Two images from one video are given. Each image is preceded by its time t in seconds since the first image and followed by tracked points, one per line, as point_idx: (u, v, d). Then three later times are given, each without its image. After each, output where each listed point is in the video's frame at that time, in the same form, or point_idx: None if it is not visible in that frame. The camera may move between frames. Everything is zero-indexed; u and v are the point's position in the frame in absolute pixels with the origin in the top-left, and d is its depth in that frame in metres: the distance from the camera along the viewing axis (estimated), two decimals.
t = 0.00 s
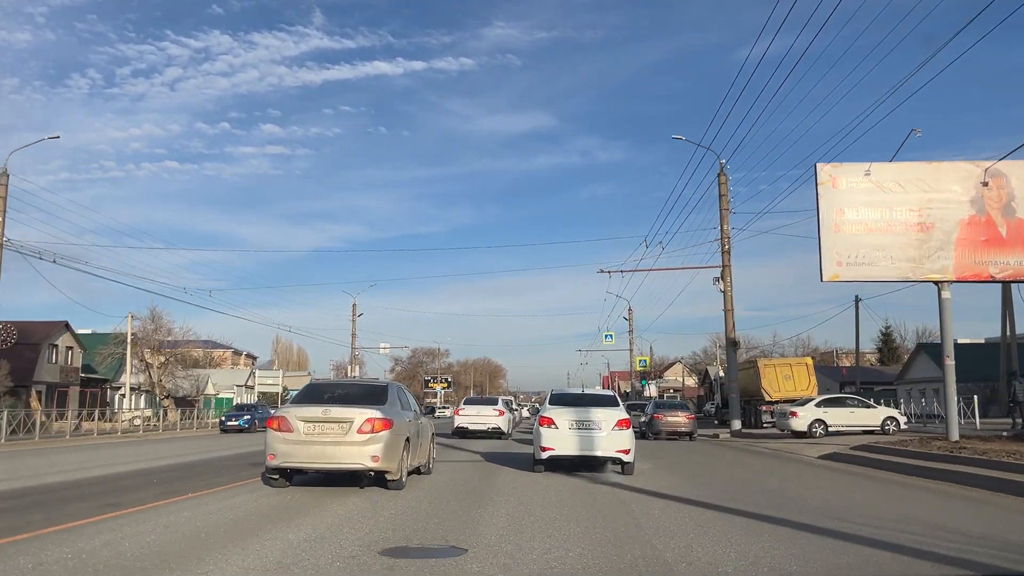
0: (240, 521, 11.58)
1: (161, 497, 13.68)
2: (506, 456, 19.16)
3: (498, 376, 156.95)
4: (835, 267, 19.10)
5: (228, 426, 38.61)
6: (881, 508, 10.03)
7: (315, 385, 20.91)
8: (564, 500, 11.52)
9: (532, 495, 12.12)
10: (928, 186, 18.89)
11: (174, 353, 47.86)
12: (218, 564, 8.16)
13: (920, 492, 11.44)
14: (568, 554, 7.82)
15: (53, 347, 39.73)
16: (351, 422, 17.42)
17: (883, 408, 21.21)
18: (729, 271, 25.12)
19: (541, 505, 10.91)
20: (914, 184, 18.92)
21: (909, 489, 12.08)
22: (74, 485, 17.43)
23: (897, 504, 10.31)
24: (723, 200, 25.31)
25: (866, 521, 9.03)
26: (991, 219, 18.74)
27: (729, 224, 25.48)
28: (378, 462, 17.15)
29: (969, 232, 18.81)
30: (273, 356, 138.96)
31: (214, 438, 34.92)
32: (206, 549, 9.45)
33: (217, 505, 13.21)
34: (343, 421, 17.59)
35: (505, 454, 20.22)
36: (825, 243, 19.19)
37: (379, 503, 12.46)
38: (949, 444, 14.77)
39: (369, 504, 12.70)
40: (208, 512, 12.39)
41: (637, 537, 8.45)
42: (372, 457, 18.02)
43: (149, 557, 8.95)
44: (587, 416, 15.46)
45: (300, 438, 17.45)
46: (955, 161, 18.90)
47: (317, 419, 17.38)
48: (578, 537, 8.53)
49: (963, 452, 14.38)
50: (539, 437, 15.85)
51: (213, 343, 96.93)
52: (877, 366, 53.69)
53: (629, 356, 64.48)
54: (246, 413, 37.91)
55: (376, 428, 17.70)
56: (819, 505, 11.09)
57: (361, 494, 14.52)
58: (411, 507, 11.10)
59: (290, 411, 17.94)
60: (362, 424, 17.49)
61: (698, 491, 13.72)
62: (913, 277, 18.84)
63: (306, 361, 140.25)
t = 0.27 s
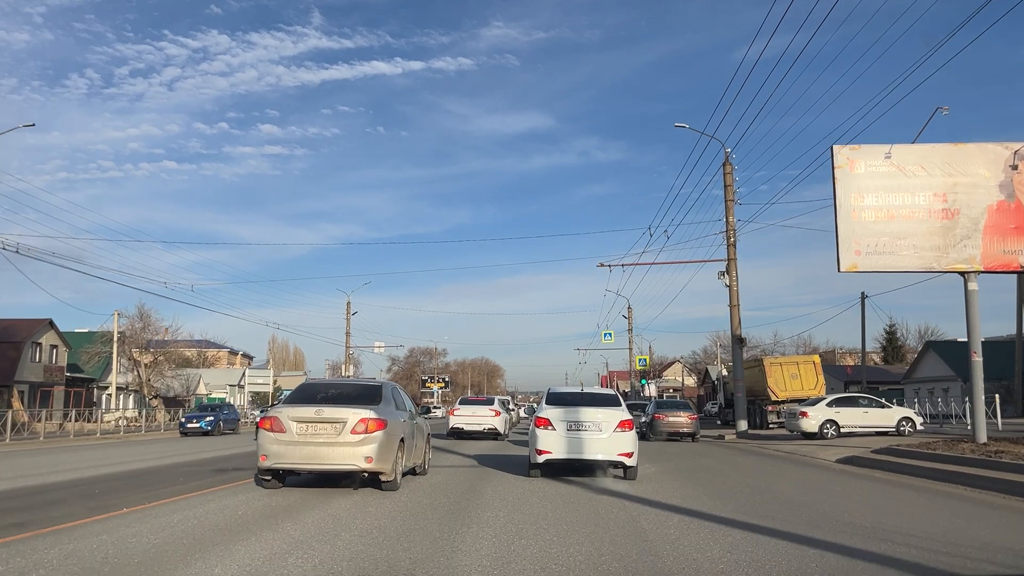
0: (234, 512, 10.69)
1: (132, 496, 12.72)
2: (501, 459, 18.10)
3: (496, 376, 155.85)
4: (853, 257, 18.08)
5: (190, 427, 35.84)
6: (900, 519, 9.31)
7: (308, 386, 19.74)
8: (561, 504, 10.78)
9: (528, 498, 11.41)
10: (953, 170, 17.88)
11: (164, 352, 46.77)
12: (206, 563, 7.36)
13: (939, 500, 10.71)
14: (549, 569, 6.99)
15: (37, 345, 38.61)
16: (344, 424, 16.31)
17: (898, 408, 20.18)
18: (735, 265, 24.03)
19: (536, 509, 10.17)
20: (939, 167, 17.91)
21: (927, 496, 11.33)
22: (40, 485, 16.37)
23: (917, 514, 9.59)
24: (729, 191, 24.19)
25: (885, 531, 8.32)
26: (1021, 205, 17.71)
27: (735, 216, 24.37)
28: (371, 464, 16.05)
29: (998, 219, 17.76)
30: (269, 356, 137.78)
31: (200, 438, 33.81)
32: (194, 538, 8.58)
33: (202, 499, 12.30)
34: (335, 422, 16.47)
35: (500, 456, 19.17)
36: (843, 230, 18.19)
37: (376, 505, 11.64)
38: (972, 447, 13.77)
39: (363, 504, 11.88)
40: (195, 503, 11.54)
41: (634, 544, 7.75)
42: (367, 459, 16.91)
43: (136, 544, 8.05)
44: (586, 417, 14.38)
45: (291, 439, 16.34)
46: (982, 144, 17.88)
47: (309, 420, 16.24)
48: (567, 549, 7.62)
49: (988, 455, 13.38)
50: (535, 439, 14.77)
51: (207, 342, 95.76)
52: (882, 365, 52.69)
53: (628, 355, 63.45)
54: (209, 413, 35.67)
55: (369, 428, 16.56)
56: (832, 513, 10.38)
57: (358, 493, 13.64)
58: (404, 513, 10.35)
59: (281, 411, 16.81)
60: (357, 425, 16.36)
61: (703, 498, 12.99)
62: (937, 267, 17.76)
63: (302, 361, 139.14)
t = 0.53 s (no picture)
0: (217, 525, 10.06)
1: (103, 501, 11.91)
2: (497, 462, 17.15)
3: (494, 376, 154.73)
4: (874, 245, 17.14)
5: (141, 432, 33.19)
6: (916, 544, 8.69)
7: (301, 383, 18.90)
8: (563, 506, 10.27)
9: (528, 500, 10.87)
10: (981, 152, 16.94)
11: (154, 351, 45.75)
12: None
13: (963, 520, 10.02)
14: None
15: (21, 344, 37.58)
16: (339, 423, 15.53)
17: (913, 408, 19.23)
18: (741, 259, 23.02)
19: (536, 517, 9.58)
20: (965, 149, 16.99)
21: (949, 509, 10.66)
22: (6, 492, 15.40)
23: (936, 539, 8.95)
24: (735, 181, 23.17)
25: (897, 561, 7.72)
26: None
27: (740, 207, 23.30)
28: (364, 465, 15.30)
29: None
30: (265, 356, 136.63)
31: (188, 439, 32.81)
32: (173, 555, 7.91)
33: (182, 505, 11.62)
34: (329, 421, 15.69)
35: (495, 459, 18.21)
36: (862, 218, 17.23)
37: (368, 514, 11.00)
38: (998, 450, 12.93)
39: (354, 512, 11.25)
40: (175, 513, 10.87)
41: (635, 566, 7.15)
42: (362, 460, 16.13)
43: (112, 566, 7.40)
44: (586, 418, 13.39)
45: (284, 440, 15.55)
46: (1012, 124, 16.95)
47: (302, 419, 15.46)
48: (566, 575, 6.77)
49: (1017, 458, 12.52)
50: (530, 441, 13.77)
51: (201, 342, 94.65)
52: (886, 363, 51.72)
53: (628, 353, 62.47)
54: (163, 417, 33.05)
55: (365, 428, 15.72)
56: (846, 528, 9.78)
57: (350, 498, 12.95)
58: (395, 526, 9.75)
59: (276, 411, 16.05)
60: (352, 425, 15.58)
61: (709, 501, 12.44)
62: (965, 257, 16.75)
63: (299, 360, 138.09)
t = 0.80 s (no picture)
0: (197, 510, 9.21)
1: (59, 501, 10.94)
2: (492, 465, 16.22)
3: (492, 376, 153.83)
4: (896, 233, 16.21)
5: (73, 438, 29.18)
6: (938, 547, 8.06)
7: (294, 381, 17.98)
8: (563, 509, 9.64)
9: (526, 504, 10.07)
10: (1011, 131, 16.03)
11: (143, 349, 44.72)
12: None
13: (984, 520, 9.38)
14: None
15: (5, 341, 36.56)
16: (334, 422, 14.67)
17: (929, 408, 18.32)
18: (747, 252, 22.05)
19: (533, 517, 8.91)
20: (994, 128, 16.08)
21: (970, 510, 10.02)
22: None
23: (960, 540, 8.32)
24: (741, 171, 22.19)
25: (921, 567, 7.07)
26: None
27: (746, 198, 22.31)
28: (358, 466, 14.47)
29: None
30: (262, 356, 135.52)
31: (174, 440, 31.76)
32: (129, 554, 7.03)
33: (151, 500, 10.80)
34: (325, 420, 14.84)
35: (491, 462, 17.28)
36: (883, 201, 16.30)
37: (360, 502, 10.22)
38: None
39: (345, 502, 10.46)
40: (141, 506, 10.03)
41: (635, 574, 6.50)
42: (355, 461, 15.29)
43: (89, 566, 6.48)
44: (586, 419, 12.45)
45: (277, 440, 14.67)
46: None
47: (296, 418, 14.57)
48: None
49: None
50: (525, 443, 12.79)
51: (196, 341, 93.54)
52: (891, 362, 50.78)
53: (628, 352, 61.51)
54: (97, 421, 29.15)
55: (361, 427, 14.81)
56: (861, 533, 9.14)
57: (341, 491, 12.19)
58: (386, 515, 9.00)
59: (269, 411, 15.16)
60: (348, 425, 14.72)
61: (715, 503, 11.81)
62: (994, 245, 15.83)
63: (296, 360, 137.05)
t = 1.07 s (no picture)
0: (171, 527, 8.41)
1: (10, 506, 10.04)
2: (488, 469, 15.35)
3: (491, 376, 152.96)
4: (921, 219, 15.31)
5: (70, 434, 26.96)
6: (946, 552, 7.52)
7: (290, 382, 17.20)
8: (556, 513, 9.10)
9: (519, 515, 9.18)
10: None
11: (134, 348, 43.82)
12: None
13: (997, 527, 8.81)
14: None
15: None
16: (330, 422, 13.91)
17: (947, 408, 17.47)
18: (754, 246, 21.18)
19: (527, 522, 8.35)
20: None
21: (997, 519, 9.36)
22: None
23: (972, 545, 7.76)
24: (748, 161, 21.32)
25: (925, 575, 6.53)
26: None
27: (753, 190, 21.44)
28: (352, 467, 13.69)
29: None
30: (259, 356, 134.60)
31: (161, 441, 30.86)
32: None
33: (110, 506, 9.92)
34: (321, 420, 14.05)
35: (486, 464, 16.41)
36: (906, 183, 15.39)
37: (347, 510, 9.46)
38: None
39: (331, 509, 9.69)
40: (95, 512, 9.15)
41: None
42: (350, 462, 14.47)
43: None
44: (587, 421, 11.56)
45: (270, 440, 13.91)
46: None
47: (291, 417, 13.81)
48: None
49: None
50: (521, 446, 11.90)
51: (191, 340, 92.59)
52: (895, 361, 49.93)
53: (629, 352, 60.63)
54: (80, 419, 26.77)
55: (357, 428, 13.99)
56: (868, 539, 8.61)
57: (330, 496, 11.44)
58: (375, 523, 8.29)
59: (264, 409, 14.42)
60: (344, 426, 13.95)
61: (718, 506, 11.29)
62: None
63: (294, 359, 136.19)
